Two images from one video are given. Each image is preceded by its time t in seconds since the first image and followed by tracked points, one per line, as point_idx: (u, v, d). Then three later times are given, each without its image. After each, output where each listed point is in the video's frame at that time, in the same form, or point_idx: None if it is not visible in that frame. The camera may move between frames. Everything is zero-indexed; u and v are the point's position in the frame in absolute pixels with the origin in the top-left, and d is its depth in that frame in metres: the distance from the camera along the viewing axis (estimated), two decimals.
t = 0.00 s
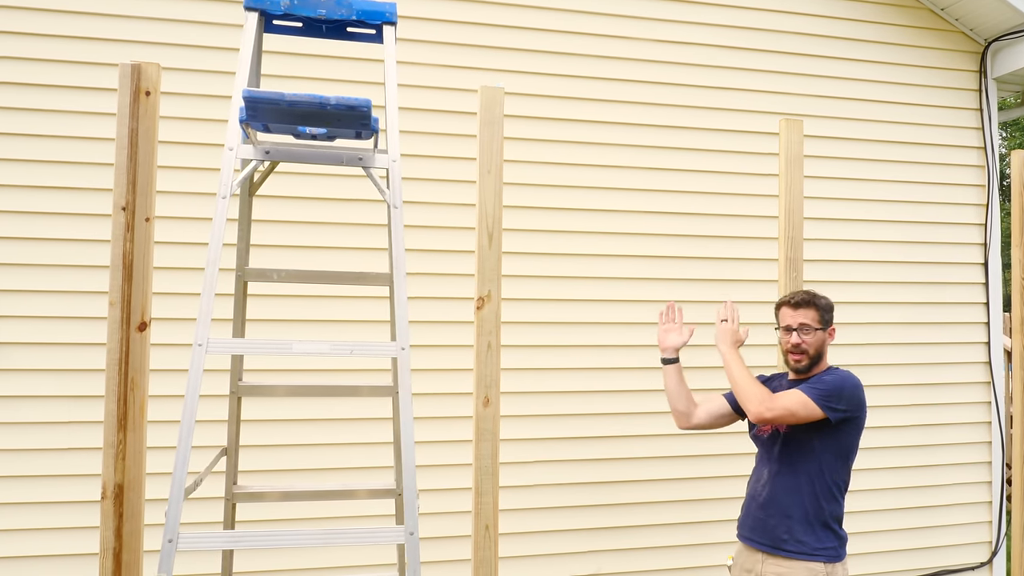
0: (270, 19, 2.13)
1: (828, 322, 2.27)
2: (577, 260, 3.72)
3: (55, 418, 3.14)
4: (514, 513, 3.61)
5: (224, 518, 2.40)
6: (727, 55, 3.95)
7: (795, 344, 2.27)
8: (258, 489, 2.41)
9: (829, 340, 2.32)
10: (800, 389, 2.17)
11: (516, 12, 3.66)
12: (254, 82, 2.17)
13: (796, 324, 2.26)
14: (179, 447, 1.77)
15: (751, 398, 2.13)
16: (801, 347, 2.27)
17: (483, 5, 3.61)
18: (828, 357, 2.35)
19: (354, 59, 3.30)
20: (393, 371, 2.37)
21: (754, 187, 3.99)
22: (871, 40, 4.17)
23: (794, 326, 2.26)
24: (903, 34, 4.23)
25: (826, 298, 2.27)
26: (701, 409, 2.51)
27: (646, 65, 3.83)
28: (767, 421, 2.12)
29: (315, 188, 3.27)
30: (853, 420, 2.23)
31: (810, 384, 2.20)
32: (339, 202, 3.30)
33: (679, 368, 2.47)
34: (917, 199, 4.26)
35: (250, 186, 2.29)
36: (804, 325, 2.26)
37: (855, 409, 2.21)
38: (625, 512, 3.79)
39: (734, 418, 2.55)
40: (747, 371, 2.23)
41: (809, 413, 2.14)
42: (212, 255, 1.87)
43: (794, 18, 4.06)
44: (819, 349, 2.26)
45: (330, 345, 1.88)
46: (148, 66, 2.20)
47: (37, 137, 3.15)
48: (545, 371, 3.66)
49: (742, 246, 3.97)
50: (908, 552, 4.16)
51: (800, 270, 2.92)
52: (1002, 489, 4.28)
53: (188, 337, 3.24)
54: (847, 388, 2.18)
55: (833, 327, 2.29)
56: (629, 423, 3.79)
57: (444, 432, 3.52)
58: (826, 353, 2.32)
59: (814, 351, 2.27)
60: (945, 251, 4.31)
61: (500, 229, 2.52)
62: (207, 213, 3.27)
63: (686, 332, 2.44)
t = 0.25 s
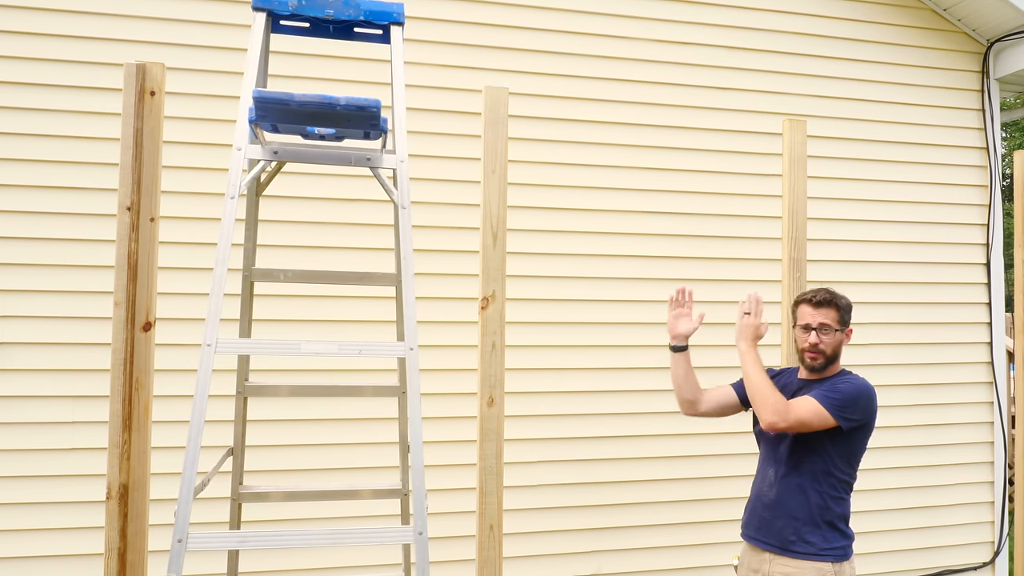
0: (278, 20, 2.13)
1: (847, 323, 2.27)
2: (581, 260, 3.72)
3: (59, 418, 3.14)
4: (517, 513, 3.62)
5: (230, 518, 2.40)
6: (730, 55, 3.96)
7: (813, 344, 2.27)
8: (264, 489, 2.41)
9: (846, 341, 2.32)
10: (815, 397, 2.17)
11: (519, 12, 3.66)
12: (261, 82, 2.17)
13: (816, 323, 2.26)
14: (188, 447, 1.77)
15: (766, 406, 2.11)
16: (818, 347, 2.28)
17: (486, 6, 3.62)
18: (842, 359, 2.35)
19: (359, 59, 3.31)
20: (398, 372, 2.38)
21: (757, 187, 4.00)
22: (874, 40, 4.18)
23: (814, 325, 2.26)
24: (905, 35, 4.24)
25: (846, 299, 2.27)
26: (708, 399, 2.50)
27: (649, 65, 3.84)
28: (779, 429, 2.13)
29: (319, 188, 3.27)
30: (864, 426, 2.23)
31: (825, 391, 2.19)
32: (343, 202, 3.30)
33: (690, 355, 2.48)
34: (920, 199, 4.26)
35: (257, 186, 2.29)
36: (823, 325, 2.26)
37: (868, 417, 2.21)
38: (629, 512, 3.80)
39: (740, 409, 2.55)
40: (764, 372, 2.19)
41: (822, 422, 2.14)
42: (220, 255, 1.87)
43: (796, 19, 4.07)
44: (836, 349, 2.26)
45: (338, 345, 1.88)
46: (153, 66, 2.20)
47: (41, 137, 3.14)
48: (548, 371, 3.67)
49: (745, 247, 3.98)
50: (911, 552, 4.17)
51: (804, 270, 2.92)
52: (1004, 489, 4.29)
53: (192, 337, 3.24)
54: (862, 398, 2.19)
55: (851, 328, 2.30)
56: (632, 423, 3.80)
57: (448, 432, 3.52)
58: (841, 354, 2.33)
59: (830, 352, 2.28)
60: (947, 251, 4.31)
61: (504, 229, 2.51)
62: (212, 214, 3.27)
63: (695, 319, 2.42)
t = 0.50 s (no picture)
0: (282, 20, 2.13)
1: (849, 323, 2.28)
2: (582, 260, 3.73)
3: (61, 418, 3.14)
4: (519, 512, 3.62)
5: (234, 517, 2.40)
6: (731, 56, 3.97)
7: (816, 343, 2.27)
8: (268, 488, 2.42)
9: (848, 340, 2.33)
10: (821, 403, 2.17)
11: (521, 12, 3.67)
12: (266, 83, 2.17)
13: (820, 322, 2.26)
14: (195, 447, 1.77)
15: (773, 415, 2.12)
16: (823, 347, 2.27)
17: (488, 6, 3.62)
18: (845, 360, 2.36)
19: (361, 59, 3.31)
20: (402, 371, 2.38)
21: (757, 188, 4.01)
22: (875, 41, 4.19)
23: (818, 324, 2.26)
24: (905, 35, 4.25)
25: (848, 298, 2.28)
26: (712, 394, 2.52)
27: (649, 65, 3.85)
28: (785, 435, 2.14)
29: (322, 188, 3.27)
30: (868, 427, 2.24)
31: (831, 397, 2.19)
32: (345, 202, 3.30)
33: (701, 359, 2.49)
34: (920, 199, 4.27)
35: (262, 185, 2.29)
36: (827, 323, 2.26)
37: (871, 420, 2.22)
38: (630, 512, 3.80)
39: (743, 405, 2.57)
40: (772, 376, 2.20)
41: (828, 429, 2.15)
42: (226, 255, 1.87)
43: (797, 19, 4.07)
44: (840, 348, 2.26)
45: (344, 345, 1.89)
46: (156, 66, 2.20)
47: (42, 136, 3.14)
48: (550, 371, 3.68)
49: (746, 247, 3.99)
50: (911, 551, 4.18)
51: (806, 270, 2.92)
52: (1003, 489, 4.30)
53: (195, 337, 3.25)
54: (867, 401, 2.19)
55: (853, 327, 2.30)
56: (633, 423, 3.80)
57: (450, 432, 3.52)
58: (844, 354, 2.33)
59: (834, 351, 2.27)
60: (947, 252, 4.33)
61: (506, 229, 2.52)
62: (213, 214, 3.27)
63: (714, 331, 2.42)
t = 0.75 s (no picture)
0: (285, 20, 2.13)
1: (834, 317, 2.30)
2: (583, 261, 3.73)
3: (61, 418, 3.13)
4: (519, 513, 3.62)
5: (236, 518, 2.40)
6: (730, 56, 3.97)
7: (805, 340, 2.29)
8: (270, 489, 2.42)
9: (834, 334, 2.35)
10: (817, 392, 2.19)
11: (521, 13, 3.67)
12: (269, 83, 2.17)
13: (804, 318, 2.28)
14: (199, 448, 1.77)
15: (773, 404, 2.14)
16: (811, 343, 2.29)
17: (489, 6, 3.63)
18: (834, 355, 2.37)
19: (362, 60, 3.31)
20: (404, 372, 2.39)
21: (757, 188, 4.01)
22: (874, 42, 4.20)
23: (804, 321, 2.28)
24: (904, 36, 4.26)
25: (829, 293, 2.30)
26: (716, 417, 2.53)
27: (649, 66, 3.85)
28: (790, 425, 2.14)
29: (323, 189, 3.27)
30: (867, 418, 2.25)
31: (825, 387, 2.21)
32: (346, 202, 3.30)
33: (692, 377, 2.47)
34: (919, 199, 4.29)
35: (264, 185, 2.29)
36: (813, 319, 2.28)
37: (869, 407, 2.22)
38: (630, 512, 3.81)
39: (746, 420, 2.58)
40: (759, 380, 2.24)
41: (830, 416, 2.15)
42: (230, 256, 1.87)
43: (796, 20, 4.08)
44: (828, 343, 2.28)
45: (348, 346, 1.89)
46: (157, 66, 2.19)
47: (42, 136, 3.14)
48: (550, 371, 3.68)
49: (746, 247, 4.00)
50: (911, 551, 4.19)
51: (805, 270, 2.93)
52: (1003, 488, 4.32)
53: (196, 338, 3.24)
54: (862, 387, 2.20)
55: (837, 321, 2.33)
56: (633, 423, 3.81)
57: (451, 432, 3.52)
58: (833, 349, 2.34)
59: (823, 346, 2.29)
60: (946, 252, 4.34)
61: (507, 229, 2.52)
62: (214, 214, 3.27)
63: (690, 336, 2.45)
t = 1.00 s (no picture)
0: (286, 19, 2.12)
1: (824, 315, 2.31)
2: (582, 261, 3.74)
3: (59, 419, 3.12)
4: (518, 512, 3.63)
5: (236, 518, 2.39)
6: (729, 57, 3.98)
7: (794, 340, 2.30)
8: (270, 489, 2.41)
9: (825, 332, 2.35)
10: (807, 397, 2.19)
11: (521, 13, 3.68)
12: (269, 82, 2.16)
13: (793, 318, 2.29)
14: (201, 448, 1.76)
15: (768, 417, 2.14)
16: (800, 343, 2.30)
17: (488, 6, 3.63)
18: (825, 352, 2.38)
19: (362, 60, 3.31)
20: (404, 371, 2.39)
21: (754, 188, 4.02)
22: (871, 43, 4.22)
23: (793, 321, 2.29)
24: (902, 37, 4.28)
25: (817, 291, 2.30)
26: (711, 415, 2.55)
27: (648, 66, 3.86)
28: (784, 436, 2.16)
29: (322, 189, 3.27)
30: (860, 416, 2.25)
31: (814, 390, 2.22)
32: (345, 202, 3.29)
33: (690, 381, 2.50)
34: (915, 199, 4.30)
35: (264, 185, 2.28)
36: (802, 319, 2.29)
37: (861, 406, 2.22)
38: (628, 511, 3.81)
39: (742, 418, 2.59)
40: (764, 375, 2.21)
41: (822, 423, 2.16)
42: (231, 256, 1.87)
43: (794, 21, 4.09)
44: (818, 342, 2.29)
45: (350, 346, 1.89)
46: (156, 66, 2.19)
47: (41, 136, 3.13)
48: (549, 371, 3.68)
49: (744, 247, 4.01)
50: (908, 550, 4.20)
51: (803, 270, 2.94)
52: (999, 487, 4.34)
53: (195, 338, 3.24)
54: (852, 387, 2.20)
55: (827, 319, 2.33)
56: (632, 422, 3.81)
57: (450, 432, 3.52)
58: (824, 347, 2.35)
59: (813, 345, 2.30)
60: (943, 252, 4.35)
61: (507, 229, 2.52)
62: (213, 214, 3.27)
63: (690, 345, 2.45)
